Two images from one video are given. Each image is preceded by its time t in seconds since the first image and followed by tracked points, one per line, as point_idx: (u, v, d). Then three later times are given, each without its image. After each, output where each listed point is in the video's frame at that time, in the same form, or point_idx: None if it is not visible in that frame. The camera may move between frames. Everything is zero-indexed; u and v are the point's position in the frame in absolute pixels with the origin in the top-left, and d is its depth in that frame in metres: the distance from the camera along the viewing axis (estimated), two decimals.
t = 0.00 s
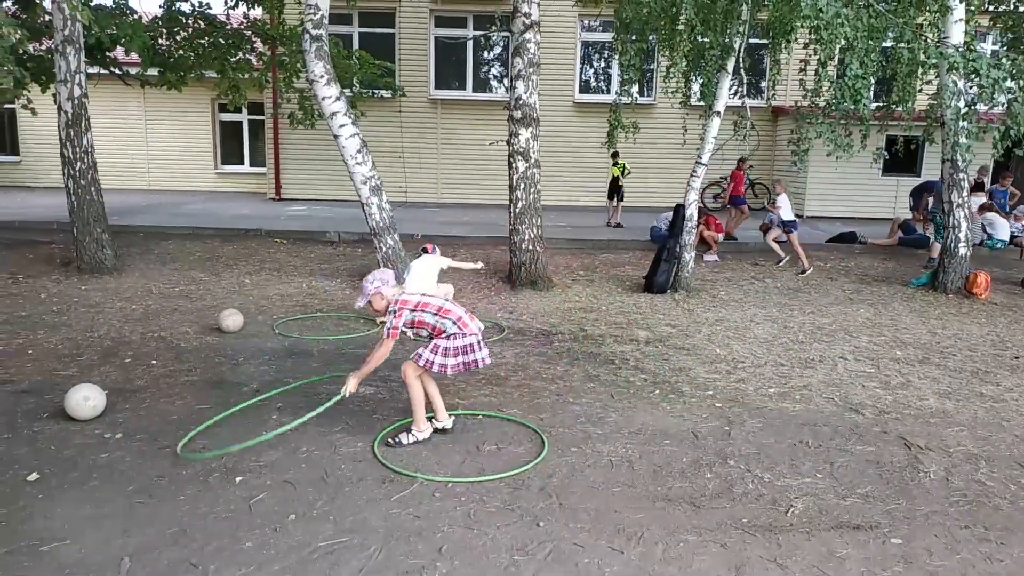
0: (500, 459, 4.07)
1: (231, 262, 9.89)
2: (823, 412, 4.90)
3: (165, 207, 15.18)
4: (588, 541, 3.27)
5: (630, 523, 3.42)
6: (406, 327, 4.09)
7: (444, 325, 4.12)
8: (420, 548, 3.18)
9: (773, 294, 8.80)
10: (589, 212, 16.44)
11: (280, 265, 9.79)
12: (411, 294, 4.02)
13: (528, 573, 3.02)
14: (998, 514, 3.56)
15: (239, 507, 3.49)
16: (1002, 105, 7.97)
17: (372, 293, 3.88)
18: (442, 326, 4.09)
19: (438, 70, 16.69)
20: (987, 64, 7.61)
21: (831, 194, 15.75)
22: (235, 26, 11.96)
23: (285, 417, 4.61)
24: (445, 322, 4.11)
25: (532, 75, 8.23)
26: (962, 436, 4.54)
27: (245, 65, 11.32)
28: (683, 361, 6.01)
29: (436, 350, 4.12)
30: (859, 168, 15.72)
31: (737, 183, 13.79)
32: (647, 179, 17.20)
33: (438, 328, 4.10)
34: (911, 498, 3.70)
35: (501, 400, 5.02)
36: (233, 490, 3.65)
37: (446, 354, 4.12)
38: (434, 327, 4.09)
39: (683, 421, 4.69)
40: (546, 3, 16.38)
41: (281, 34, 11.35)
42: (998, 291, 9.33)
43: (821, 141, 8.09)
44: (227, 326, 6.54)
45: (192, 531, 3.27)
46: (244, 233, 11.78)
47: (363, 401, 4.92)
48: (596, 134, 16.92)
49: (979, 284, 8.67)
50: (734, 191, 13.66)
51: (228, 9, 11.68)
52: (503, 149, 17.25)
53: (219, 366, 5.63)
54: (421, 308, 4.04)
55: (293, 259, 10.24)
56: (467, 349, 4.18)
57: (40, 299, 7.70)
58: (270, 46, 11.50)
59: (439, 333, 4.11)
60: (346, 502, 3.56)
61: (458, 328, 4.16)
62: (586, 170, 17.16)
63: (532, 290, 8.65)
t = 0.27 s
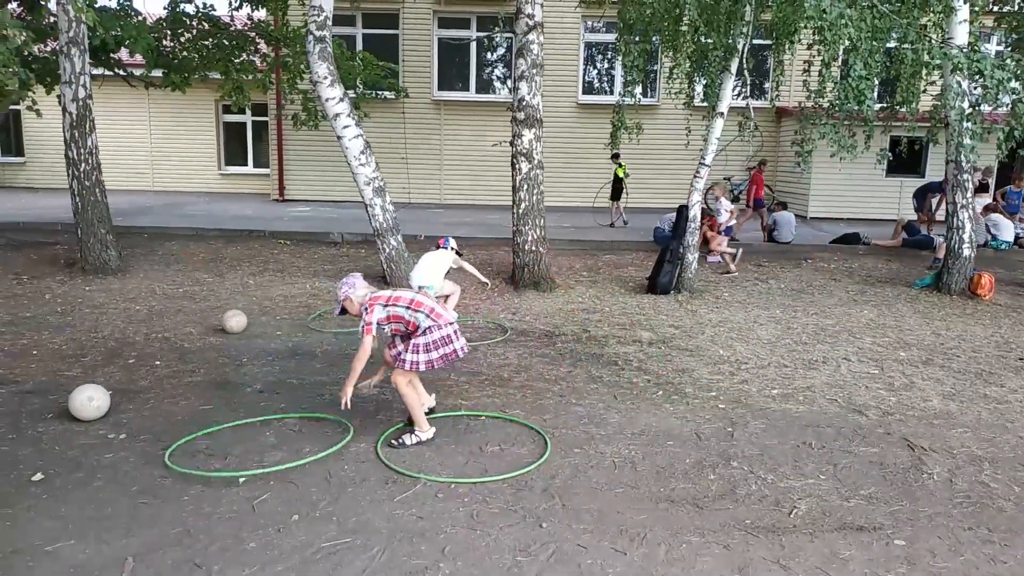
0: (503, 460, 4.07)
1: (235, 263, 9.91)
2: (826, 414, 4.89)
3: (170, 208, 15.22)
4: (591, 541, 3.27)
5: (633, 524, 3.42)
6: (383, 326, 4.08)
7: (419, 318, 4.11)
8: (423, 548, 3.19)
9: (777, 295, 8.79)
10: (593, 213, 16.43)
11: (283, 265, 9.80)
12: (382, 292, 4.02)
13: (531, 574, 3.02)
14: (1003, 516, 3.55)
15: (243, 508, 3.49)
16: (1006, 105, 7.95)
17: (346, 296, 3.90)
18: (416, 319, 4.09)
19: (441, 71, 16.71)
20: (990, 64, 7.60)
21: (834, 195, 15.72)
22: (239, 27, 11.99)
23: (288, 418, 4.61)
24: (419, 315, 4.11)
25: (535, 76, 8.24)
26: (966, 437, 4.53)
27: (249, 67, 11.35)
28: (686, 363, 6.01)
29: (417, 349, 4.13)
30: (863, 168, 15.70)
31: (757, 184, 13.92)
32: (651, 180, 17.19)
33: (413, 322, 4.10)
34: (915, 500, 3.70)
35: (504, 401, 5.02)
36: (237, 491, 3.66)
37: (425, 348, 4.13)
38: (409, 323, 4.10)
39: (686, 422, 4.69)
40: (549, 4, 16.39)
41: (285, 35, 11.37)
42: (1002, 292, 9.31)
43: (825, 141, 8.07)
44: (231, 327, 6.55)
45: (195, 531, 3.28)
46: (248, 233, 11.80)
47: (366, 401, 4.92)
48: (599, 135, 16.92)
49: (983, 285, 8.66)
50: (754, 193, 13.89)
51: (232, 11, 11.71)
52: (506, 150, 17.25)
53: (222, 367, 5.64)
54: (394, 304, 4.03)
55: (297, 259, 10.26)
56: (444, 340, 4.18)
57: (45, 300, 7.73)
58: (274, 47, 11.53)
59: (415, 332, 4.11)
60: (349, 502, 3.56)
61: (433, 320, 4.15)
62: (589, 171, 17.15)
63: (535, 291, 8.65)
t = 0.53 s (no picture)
0: (503, 464, 4.07)
1: (235, 266, 9.91)
2: (826, 417, 4.89)
3: (170, 211, 15.23)
4: (591, 545, 3.26)
5: (634, 528, 3.42)
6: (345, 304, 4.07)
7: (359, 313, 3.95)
8: (423, 552, 3.18)
9: (777, 298, 8.79)
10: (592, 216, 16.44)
11: (283, 269, 9.80)
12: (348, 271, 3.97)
13: None
14: (1003, 519, 3.55)
15: (243, 512, 3.49)
16: (1005, 109, 7.96)
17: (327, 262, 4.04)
18: (354, 311, 3.94)
19: (441, 74, 16.73)
20: (989, 68, 7.61)
21: (834, 198, 15.73)
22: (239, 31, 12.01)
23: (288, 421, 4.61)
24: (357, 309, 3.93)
25: (534, 79, 8.25)
26: (966, 441, 4.52)
27: (249, 70, 11.37)
28: (686, 366, 6.00)
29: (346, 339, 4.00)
30: (863, 171, 15.71)
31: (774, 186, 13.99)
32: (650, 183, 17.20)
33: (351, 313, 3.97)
34: (915, 503, 3.70)
35: (504, 404, 5.02)
36: (237, 494, 3.65)
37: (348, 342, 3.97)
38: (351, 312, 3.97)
39: (686, 426, 4.69)
40: (548, 8, 16.43)
41: (285, 39, 11.39)
42: (1002, 295, 9.31)
43: (824, 144, 8.07)
44: (231, 331, 6.55)
45: (196, 535, 3.28)
46: (247, 237, 11.80)
47: (366, 405, 4.92)
48: (598, 138, 16.94)
49: (983, 288, 8.66)
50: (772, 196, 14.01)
51: (232, 14, 11.73)
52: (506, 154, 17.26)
53: (222, 370, 5.64)
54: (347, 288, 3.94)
55: (296, 263, 10.26)
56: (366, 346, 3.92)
57: (45, 303, 7.73)
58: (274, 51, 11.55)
59: (351, 320, 3.98)
60: (349, 506, 3.56)
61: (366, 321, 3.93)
62: (589, 174, 17.17)
63: (535, 294, 8.66)
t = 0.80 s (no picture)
0: (509, 464, 4.07)
1: (240, 267, 9.94)
2: (832, 417, 4.87)
3: (177, 212, 15.29)
4: (596, 545, 3.26)
5: (639, 528, 3.42)
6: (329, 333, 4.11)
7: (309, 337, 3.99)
8: (428, 552, 3.19)
9: (783, 298, 8.77)
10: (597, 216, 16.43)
11: (289, 269, 9.83)
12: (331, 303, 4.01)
13: None
14: (1010, 520, 3.54)
15: (249, 511, 3.50)
16: (1013, 108, 7.93)
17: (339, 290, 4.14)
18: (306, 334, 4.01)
19: (446, 75, 16.75)
20: (996, 67, 7.59)
21: (840, 198, 15.70)
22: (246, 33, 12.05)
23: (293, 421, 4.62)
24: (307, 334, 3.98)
25: (540, 79, 8.25)
26: (973, 441, 4.51)
27: (254, 71, 11.40)
28: (691, 366, 6.00)
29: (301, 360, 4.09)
30: (868, 171, 15.66)
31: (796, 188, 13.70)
32: (656, 183, 17.18)
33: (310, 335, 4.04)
34: (922, 504, 3.68)
35: (509, 404, 5.03)
36: (243, 494, 3.67)
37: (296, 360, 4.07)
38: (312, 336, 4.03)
39: (692, 426, 4.68)
40: (553, 9, 16.44)
41: (291, 40, 11.43)
42: (1009, 295, 9.27)
43: (830, 144, 8.04)
44: (236, 330, 6.57)
45: (202, 534, 3.29)
46: (253, 237, 11.83)
47: (371, 405, 4.93)
48: (603, 138, 16.93)
49: (990, 288, 8.63)
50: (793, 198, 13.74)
51: (238, 16, 11.77)
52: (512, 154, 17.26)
53: (228, 370, 5.66)
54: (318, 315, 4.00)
55: (302, 263, 10.28)
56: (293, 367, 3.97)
57: (52, 303, 7.77)
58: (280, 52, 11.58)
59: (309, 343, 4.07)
60: (354, 506, 3.56)
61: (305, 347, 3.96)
62: (593, 174, 17.16)
63: (540, 294, 8.66)
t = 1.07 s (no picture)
0: (515, 466, 4.07)
1: (246, 268, 9.96)
2: (838, 419, 4.87)
3: (183, 214, 15.34)
4: (602, 548, 3.26)
5: (645, 530, 3.41)
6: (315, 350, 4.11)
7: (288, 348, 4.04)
8: (434, 553, 3.19)
9: (789, 300, 8.76)
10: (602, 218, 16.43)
11: (294, 271, 9.85)
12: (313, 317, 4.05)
13: None
14: (1017, 523, 3.52)
15: (255, 513, 3.51)
16: (1019, 109, 7.91)
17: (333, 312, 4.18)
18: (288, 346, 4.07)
19: (450, 77, 16.77)
20: (1002, 68, 7.58)
21: (845, 200, 15.66)
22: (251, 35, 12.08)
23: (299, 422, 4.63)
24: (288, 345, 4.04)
25: (545, 81, 8.26)
26: (980, 443, 4.49)
27: (260, 74, 11.44)
28: (696, 368, 5.99)
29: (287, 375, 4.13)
30: (874, 172, 15.63)
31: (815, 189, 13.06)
32: (660, 185, 17.17)
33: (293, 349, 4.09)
34: (928, 506, 3.67)
35: (514, 406, 5.03)
36: (249, 495, 3.68)
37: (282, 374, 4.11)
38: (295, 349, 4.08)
39: (697, 428, 4.67)
40: (558, 11, 16.45)
41: (297, 43, 11.47)
42: (1016, 296, 9.23)
43: (835, 146, 8.03)
44: (242, 332, 6.59)
45: (209, 535, 3.30)
46: (259, 239, 11.87)
47: (376, 407, 4.94)
48: (608, 140, 16.93)
49: (996, 290, 8.60)
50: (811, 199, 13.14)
51: (243, 18, 11.80)
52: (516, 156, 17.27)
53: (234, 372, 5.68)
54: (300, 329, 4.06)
55: (307, 265, 10.30)
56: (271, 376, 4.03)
57: (59, 305, 7.80)
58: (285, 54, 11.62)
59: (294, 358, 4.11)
60: (360, 508, 3.57)
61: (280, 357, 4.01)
62: (598, 176, 17.16)
63: (545, 296, 8.66)
